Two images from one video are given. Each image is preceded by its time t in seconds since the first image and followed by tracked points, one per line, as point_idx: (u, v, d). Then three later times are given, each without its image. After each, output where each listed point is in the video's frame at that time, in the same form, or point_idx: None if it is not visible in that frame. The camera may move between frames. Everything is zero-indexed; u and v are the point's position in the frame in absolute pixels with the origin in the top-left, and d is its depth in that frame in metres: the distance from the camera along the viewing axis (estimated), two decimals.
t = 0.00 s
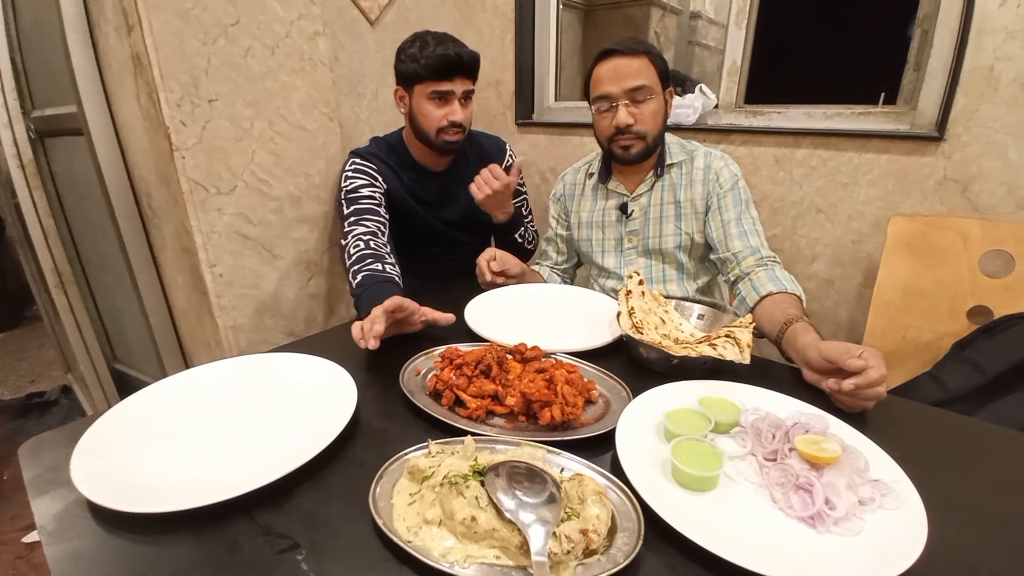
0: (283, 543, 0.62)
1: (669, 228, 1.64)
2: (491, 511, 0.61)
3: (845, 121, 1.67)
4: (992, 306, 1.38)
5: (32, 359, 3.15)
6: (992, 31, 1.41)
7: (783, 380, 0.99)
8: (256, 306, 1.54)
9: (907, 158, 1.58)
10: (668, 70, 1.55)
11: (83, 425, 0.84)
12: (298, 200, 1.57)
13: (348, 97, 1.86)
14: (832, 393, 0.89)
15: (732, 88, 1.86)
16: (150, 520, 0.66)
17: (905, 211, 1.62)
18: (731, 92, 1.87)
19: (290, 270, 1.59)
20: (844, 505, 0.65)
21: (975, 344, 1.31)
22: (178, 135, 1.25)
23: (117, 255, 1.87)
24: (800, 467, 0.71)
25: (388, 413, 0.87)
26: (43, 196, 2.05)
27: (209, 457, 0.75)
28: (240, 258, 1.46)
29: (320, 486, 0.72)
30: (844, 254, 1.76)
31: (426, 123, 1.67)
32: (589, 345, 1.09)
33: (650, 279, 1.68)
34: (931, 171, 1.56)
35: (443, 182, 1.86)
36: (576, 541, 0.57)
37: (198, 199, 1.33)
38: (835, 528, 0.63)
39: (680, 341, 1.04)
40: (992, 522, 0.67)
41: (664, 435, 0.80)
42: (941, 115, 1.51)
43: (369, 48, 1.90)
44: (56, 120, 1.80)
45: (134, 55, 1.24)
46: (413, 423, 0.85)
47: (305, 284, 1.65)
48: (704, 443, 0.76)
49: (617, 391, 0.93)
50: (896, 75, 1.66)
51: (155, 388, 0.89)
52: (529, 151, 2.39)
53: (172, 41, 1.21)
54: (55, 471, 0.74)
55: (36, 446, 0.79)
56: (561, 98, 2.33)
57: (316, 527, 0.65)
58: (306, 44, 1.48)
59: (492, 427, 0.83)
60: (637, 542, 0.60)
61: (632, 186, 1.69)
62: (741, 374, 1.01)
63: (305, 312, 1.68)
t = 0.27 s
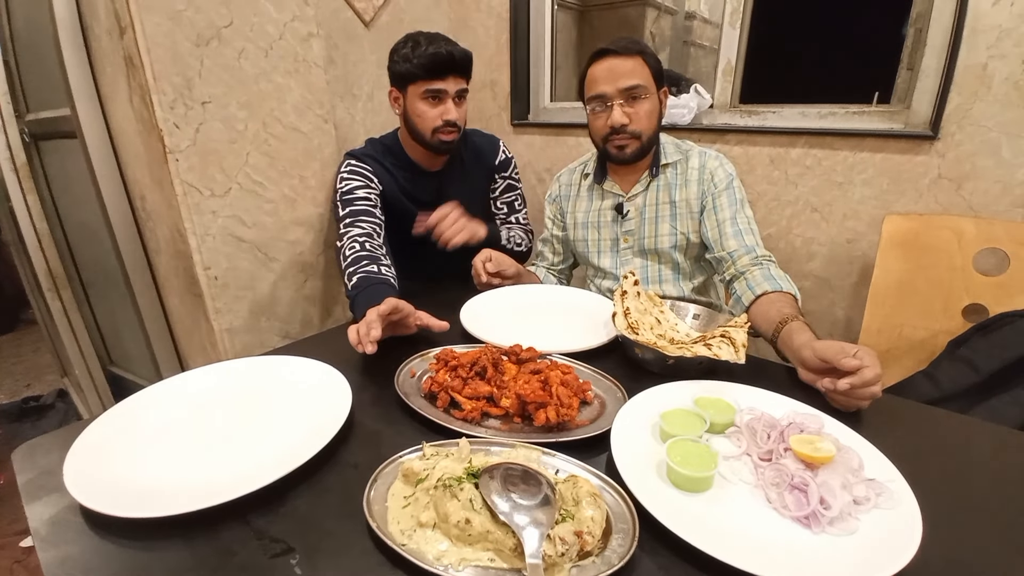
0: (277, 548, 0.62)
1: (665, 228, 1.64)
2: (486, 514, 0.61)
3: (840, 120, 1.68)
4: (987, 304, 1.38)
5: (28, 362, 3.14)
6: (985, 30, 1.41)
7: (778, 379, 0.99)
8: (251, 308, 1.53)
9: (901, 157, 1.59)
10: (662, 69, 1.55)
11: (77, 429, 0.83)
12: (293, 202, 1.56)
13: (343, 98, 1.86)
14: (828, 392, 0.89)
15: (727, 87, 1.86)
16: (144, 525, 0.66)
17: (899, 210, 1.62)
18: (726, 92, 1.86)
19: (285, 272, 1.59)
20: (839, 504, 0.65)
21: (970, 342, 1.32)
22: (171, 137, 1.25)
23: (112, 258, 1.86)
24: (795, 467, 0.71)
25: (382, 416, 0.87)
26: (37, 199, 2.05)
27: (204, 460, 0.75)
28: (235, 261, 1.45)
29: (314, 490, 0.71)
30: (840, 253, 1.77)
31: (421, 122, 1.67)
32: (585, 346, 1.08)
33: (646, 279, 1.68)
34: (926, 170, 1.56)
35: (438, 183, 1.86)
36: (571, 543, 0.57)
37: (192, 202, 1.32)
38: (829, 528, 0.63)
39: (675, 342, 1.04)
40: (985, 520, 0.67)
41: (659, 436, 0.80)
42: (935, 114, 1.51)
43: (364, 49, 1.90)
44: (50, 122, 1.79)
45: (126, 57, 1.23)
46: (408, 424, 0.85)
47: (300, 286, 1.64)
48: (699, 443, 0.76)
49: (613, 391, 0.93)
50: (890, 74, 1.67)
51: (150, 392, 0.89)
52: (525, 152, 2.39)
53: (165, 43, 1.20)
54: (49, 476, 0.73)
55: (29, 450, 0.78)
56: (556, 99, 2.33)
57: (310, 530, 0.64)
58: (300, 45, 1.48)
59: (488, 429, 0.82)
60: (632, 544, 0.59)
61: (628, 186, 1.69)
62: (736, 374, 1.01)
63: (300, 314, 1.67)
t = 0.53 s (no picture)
0: (273, 547, 0.62)
1: (663, 226, 1.64)
2: (483, 512, 0.61)
3: (839, 118, 1.69)
4: (985, 303, 1.38)
5: (26, 362, 3.13)
6: (983, 27, 1.41)
7: (777, 378, 0.99)
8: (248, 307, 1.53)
9: (899, 155, 1.58)
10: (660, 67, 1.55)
11: (73, 428, 0.83)
12: (291, 201, 1.56)
13: (341, 97, 1.85)
14: (826, 391, 0.89)
15: (725, 85, 1.89)
16: (140, 525, 0.65)
17: (898, 208, 1.62)
18: (724, 90, 1.89)
19: (282, 271, 1.58)
20: (837, 503, 0.65)
21: (968, 340, 1.32)
22: (168, 136, 1.25)
23: (110, 257, 1.86)
24: (793, 466, 0.70)
25: (380, 415, 0.87)
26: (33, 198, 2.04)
27: (201, 460, 0.74)
28: (232, 259, 1.45)
29: (311, 489, 0.71)
30: (838, 252, 1.77)
31: (413, 121, 1.67)
32: (583, 345, 1.08)
33: (644, 278, 1.68)
34: (924, 168, 1.56)
35: (435, 181, 1.86)
36: (568, 542, 0.56)
37: (189, 200, 1.32)
38: (827, 526, 0.63)
39: (674, 340, 1.04)
40: (983, 519, 0.67)
41: (657, 435, 0.80)
42: (933, 112, 1.51)
43: (361, 47, 1.89)
44: (46, 121, 1.78)
45: (122, 55, 1.23)
46: (406, 423, 0.84)
47: (298, 285, 1.64)
48: (697, 442, 0.76)
49: (611, 390, 0.92)
50: (888, 72, 1.67)
51: (146, 392, 0.88)
52: (523, 151, 2.39)
53: (161, 41, 1.20)
54: (44, 475, 0.73)
55: (26, 449, 0.78)
56: (555, 97, 2.33)
57: (306, 530, 0.64)
58: (297, 43, 1.47)
59: (485, 428, 0.82)
60: (630, 542, 0.59)
61: (626, 184, 1.69)
62: (734, 372, 1.00)
63: (298, 313, 1.67)
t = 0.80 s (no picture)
0: (270, 549, 0.62)
1: (661, 227, 1.64)
2: (480, 514, 0.61)
3: (836, 119, 1.69)
4: (982, 304, 1.38)
5: (23, 363, 3.12)
6: (980, 29, 1.42)
7: (773, 378, 0.99)
8: (246, 309, 1.52)
9: (897, 156, 1.59)
10: (655, 69, 1.54)
11: (70, 429, 0.83)
12: (289, 202, 1.56)
13: (339, 98, 1.85)
14: (822, 392, 0.89)
15: (723, 86, 1.87)
16: (139, 526, 0.65)
17: (895, 209, 1.63)
18: (722, 91, 1.88)
19: (280, 272, 1.58)
20: (833, 504, 0.65)
21: (965, 341, 1.32)
22: (165, 137, 1.24)
23: (107, 258, 1.85)
24: (789, 466, 0.71)
25: (377, 416, 0.87)
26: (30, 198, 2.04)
27: (199, 461, 0.74)
28: (229, 260, 1.44)
29: (308, 490, 0.71)
30: (835, 252, 1.77)
31: (413, 123, 1.67)
32: (581, 346, 1.08)
33: (642, 279, 1.68)
34: (921, 169, 1.57)
35: (434, 182, 1.86)
36: (564, 543, 0.56)
37: (187, 201, 1.32)
38: (824, 527, 0.63)
39: (672, 341, 1.04)
40: (978, 519, 0.67)
41: (654, 436, 0.80)
42: (930, 114, 1.52)
43: (360, 48, 1.89)
44: (44, 122, 1.78)
45: (120, 56, 1.23)
46: (403, 424, 0.84)
47: (295, 286, 1.64)
48: (694, 443, 0.76)
49: (609, 391, 0.92)
50: (886, 73, 1.67)
51: (143, 393, 0.88)
52: (522, 151, 2.39)
53: (158, 41, 1.20)
54: (41, 476, 0.73)
55: (23, 450, 0.78)
56: (553, 98, 2.33)
57: (303, 531, 0.64)
58: (295, 44, 1.47)
59: (483, 429, 0.82)
60: (626, 544, 0.59)
61: (624, 185, 1.69)
62: (732, 373, 1.01)
63: (295, 314, 1.66)
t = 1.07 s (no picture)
0: (265, 552, 0.62)
1: (658, 227, 1.63)
2: (476, 516, 0.60)
3: (832, 119, 1.69)
4: (978, 303, 1.39)
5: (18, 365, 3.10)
6: (976, 29, 1.42)
7: (769, 378, 0.99)
8: (242, 310, 1.52)
9: (893, 156, 1.59)
10: (646, 71, 1.54)
11: (64, 432, 0.82)
12: (285, 203, 1.55)
13: (335, 98, 1.85)
14: (818, 392, 0.89)
15: (720, 86, 1.88)
16: (134, 529, 0.65)
17: (891, 209, 1.63)
18: (718, 91, 1.88)
19: (276, 273, 1.57)
20: (830, 504, 0.65)
21: (961, 340, 1.32)
22: (160, 137, 1.24)
23: (102, 259, 1.84)
24: (786, 467, 0.70)
25: (373, 417, 0.87)
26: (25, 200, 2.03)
27: (194, 464, 0.74)
28: (224, 261, 1.44)
29: (303, 492, 0.71)
30: (832, 252, 1.77)
31: (410, 126, 1.67)
32: (577, 346, 1.08)
33: (639, 279, 1.68)
34: (917, 169, 1.57)
35: (430, 182, 1.85)
36: (561, 545, 0.56)
37: (182, 203, 1.31)
38: (820, 527, 0.63)
39: (668, 341, 1.04)
40: (974, 519, 0.67)
41: (651, 437, 0.80)
42: (925, 114, 1.52)
43: (356, 48, 1.89)
44: (39, 123, 1.77)
45: (114, 56, 1.22)
46: (399, 426, 0.84)
47: (291, 287, 1.63)
48: (691, 443, 0.76)
49: (605, 392, 0.92)
50: (881, 74, 1.67)
51: (138, 395, 0.88)
52: (518, 152, 2.39)
53: (153, 42, 1.19)
54: (35, 479, 0.72)
55: (17, 453, 0.77)
56: (550, 98, 2.33)
57: (298, 534, 0.64)
58: (291, 44, 1.47)
59: (479, 430, 0.82)
60: (623, 545, 0.59)
61: (620, 186, 1.69)
62: (729, 373, 1.01)
63: (291, 315, 1.66)
